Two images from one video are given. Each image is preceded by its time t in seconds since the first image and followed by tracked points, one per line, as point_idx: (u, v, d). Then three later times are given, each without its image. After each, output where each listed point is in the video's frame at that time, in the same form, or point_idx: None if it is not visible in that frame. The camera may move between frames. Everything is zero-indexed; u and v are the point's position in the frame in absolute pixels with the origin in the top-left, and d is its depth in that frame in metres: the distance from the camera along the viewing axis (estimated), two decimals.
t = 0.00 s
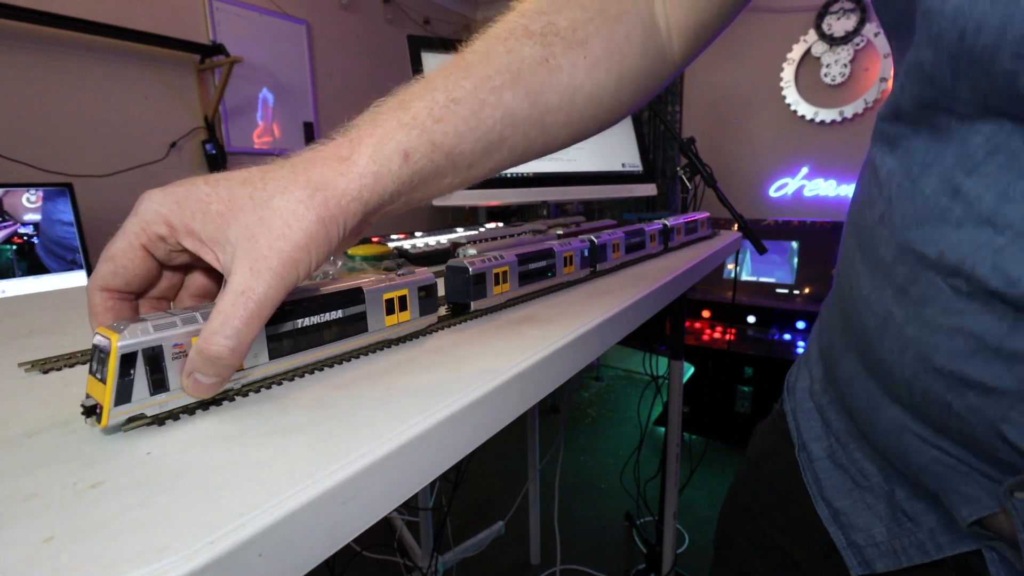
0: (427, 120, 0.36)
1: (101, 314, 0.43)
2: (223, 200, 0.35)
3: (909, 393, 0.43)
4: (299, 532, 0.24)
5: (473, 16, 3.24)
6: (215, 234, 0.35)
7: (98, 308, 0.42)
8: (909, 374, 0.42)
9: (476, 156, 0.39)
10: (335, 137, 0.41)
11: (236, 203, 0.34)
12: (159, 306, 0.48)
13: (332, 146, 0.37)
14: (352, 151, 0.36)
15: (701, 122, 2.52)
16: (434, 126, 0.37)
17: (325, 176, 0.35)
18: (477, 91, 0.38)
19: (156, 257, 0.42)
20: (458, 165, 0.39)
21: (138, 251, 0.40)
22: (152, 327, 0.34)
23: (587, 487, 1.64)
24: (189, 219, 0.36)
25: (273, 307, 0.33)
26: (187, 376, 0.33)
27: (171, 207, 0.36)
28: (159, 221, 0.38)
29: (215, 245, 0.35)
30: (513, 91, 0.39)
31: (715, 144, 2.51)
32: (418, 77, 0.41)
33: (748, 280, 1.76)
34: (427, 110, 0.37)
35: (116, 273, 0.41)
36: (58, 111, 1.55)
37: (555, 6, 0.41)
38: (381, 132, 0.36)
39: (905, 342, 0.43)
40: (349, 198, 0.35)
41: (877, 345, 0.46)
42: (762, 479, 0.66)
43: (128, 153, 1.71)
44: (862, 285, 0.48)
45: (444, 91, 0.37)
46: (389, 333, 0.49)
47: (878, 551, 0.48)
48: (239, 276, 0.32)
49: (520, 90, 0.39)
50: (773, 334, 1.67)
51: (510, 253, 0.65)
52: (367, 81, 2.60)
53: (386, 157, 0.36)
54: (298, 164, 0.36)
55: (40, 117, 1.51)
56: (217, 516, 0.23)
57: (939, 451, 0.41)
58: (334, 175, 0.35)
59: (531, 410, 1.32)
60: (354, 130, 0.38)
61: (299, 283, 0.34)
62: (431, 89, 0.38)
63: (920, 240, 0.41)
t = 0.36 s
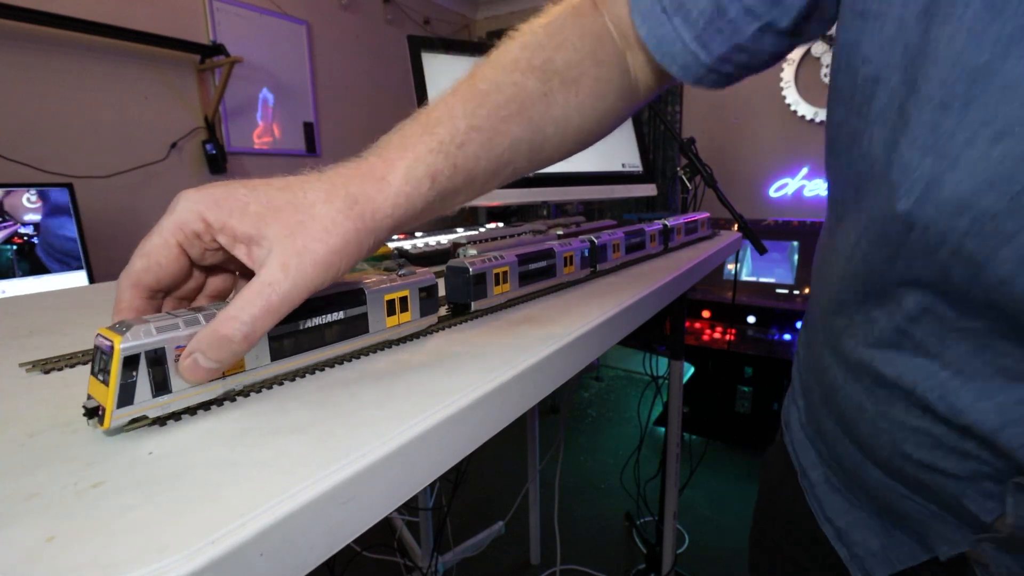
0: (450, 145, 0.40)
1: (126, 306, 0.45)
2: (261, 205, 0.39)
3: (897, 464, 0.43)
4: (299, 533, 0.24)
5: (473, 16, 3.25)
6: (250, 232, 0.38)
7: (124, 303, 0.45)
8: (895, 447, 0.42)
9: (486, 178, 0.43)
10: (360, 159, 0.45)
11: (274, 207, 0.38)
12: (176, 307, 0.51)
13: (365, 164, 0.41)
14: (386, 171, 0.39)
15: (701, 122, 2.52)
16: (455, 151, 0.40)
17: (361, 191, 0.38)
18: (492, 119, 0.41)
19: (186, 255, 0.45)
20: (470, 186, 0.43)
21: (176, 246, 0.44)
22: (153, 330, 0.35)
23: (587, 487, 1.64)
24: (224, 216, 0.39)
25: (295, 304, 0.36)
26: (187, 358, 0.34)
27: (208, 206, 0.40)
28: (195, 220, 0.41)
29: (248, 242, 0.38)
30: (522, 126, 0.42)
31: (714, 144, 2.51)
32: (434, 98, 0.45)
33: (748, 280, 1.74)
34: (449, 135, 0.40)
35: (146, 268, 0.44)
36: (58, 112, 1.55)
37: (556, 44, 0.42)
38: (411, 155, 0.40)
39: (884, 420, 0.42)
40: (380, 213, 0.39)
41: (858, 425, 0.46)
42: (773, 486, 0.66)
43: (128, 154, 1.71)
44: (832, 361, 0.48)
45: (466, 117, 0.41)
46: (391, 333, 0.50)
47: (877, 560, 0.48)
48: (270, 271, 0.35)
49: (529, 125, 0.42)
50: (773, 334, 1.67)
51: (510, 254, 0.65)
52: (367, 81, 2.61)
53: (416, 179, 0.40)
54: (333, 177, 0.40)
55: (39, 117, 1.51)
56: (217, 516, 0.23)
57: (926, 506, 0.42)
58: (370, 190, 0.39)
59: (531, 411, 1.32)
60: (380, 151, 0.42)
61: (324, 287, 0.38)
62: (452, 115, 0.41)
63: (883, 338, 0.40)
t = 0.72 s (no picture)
0: (439, 151, 0.44)
1: (130, 299, 0.45)
2: (264, 202, 0.40)
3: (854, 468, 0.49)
4: (300, 533, 0.24)
5: (473, 16, 3.25)
6: (251, 229, 0.39)
7: (128, 299, 0.45)
8: (849, 456, 0.49)
9: (469, 180, 0.48)
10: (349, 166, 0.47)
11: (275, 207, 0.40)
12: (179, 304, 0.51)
13: (360, 168, 0.43)
14: (381, 176, 0.42)
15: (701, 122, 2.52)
16: (442, 157, 0.44)
17: (359, 195, 0.41)
18: (475, 128, 0.45)
19: (190, 249, 0.46)
20: (454, 187, 0.47)
21: (198, 243, 0.45)
22: (161, 326, 0.35)
23: (587, 487, 1.64)
24: (227, 213, 0.40)
25: (298, 298, 0.38)
26: (196, 353, 0.35)
27: (212, 202, 0.41)
28: (198, 214, 0.42)
29: (248, 240, 0.39)
30: (499, 134, 0.47)
31: (715, 144, 2.51)
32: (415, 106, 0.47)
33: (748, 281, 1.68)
34: (435, 141, 0.44)
35: (151, 262, 0.45)
36: (58, 111, 1.55)
37: (526, 58, 0.47)
38: (403, 161, 0.43)
39: (837, 435, 0.49)
40: (378, 216, 0.42)
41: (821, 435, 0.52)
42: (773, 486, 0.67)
43: (128, 154, 1.71)
44: (794, 381, 0.54)
45: (450, 126, 0.44)
46: (393, 331, 0.50)
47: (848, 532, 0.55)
48: (274, 265, 0.37)
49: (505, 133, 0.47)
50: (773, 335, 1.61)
51: (510, 254, 0.65)
52: (368, 81, 2.61)
53: (408, 184, 0.43)
54: (330, 179, 0.42)
55: (39, 116, 1.51)
56: (217, 516, 0.23)
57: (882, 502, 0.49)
58: (367, 194, 0.41)
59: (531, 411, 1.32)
60: (370, 157, 0.45)
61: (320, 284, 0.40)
62: (439, 123, 0.44)
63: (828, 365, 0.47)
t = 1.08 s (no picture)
0: (427, 156, 0.48)
1: (132, 296, 0.45)
2: (261, 201, 0.40)
3: (832, 477, 0.56)
4: (299, 533, 0.24)
5: (473, 16, 3.25)
6: (247, 226, 0.39)
7: (130, 296, 0.45)
8: (827, 468, 0.56)
9: (456, 181, 0.53)
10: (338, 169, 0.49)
11: (272, 206, 0.40)
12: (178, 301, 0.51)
13: (350, 172, 0.45)
14: (373, 180, 0.45)
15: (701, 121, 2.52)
16: (429, 162, 0.48)
17: (353, 197, 0.43)
18: (459, 134, 0.51)
19: (190, 246, 0.46)
20: (445, 189, 0.52)
21: (206, 239, 0.46)
22: (161, 324, 0.35)
23: (587, 486, 1.64)
24: (225, 211, 0.40)
25: (295, 297, 0.38)
26: (197, 351, 0.35)
27: (210, 198, 0.41)
28: (196, 210, 0.42)
29: (244, 237, 0.39)
30: (483, 138, 0.53)
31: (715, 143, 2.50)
32: (400, 112, 0.52)
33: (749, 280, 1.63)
34: (423, 146, 0.48)
35: (152, 258, 0.44)
36: (59, 111, 1.55)
37: (508, 66, 0.54)
38: (394, 165, 0.46)
39: (814, 449, 0.56)
40: (371, 219, 0.44)
41: (801, 451, 0.60)
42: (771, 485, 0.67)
43: (128, 154, 1.72)
44: (777, 404, 0.62)
45: (438, 131, 0.49)
46: (393, 330, 0.50)
47: (828, 528, 0.60)
48: (274, 264, 0.37)
49: (489, 137, 0.53)
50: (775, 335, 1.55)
51: (510, 254, 0.65)
52: (368, 81, 2.61)
53: (400, 187, 0.46)
54: (325, 181, 0.43)
55: (38, 116, 1.51)
56: (216, 517, 0.23)
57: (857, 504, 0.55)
58: (360, 197, 0.43)
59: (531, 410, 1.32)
60: (359, 163, 0.47)
61: (315, 285, 0.40)
62: (426, 130, 0.49)
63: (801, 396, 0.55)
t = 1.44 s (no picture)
0: (428, 158, 0.48)
1: (136, 293, 0.45)
2: (263, 201, 0.40)
3: (824, 479, 0.57)
4: (298, 533, 0.24)
5: (473, 16, 3.25)
6: (251, 227, 0.39)
7: (134, 292, 0.45)
8: (819, 471, 0.57)
9: (455, 184, 0.53)
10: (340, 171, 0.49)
11: (274, 206, 0.40)
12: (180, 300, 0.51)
13: (351, 174, 0.45)
14: (374, 181, 0.45)
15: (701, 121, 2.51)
16: (430, 162, 0.49)
17: (355, 198, 0.43)
18: (459, 136, 0.51)
19: (193, 245, 0.46)
20: (444, 191, 0.53)
21: (213, 240, 0.46)
22: (164, 322, 0.36)
23: (587, 486, 1.64)
24: (229, 211, 0.40)
25: (298, 296, 0.38)
26: (201, 349, 0.35)
27: (215, 198, 0.41)
28: (200, 209, 0.42)
29: (247, 237, 0.39)
30: (482, 141, 0.53)
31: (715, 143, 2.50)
32: (399, 116, 0.52)
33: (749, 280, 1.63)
34: (425, 148, 0.48)
35: (154, 256, 0.44)
36: (58, 111, 1.55)
37: (506, 69, 0.54)
38: (396, 165, 0.46)
39: (807, 453, 0.58)
40: (373, 219, 0.44)
41: (795, 455, 0.61)
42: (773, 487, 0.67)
43: (128, 154, 1.72)
44: (774, 408, 0.63)
45: (438, 133, 0.50)
46: (394, 330, 0.50)
47: (823, 529, 0.60)
48: (277, 264, 0.37)
49: (488, 140, 0.54)
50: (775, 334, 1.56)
51: (510, 254, 0.65)
52: (368, 82, 2.61)
53: (402, 188, 0.46)
54: (327, 182, 0.44)
55: (38, 115, 1.51)
56: (215, 517, 0.23)
57: (855, 504, 0.56)
58: (362, 198, 0.43)
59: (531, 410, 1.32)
60: (360, 165, 0.47)
61: (316, 284, 0.41)
62: (427, 132, 0.49)
63: (790, 404, 0.57)
